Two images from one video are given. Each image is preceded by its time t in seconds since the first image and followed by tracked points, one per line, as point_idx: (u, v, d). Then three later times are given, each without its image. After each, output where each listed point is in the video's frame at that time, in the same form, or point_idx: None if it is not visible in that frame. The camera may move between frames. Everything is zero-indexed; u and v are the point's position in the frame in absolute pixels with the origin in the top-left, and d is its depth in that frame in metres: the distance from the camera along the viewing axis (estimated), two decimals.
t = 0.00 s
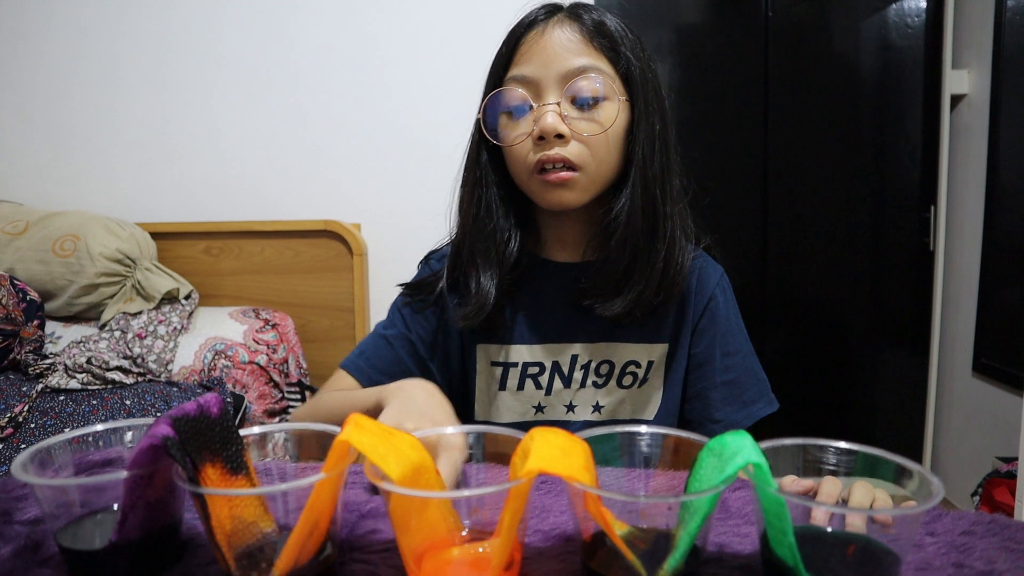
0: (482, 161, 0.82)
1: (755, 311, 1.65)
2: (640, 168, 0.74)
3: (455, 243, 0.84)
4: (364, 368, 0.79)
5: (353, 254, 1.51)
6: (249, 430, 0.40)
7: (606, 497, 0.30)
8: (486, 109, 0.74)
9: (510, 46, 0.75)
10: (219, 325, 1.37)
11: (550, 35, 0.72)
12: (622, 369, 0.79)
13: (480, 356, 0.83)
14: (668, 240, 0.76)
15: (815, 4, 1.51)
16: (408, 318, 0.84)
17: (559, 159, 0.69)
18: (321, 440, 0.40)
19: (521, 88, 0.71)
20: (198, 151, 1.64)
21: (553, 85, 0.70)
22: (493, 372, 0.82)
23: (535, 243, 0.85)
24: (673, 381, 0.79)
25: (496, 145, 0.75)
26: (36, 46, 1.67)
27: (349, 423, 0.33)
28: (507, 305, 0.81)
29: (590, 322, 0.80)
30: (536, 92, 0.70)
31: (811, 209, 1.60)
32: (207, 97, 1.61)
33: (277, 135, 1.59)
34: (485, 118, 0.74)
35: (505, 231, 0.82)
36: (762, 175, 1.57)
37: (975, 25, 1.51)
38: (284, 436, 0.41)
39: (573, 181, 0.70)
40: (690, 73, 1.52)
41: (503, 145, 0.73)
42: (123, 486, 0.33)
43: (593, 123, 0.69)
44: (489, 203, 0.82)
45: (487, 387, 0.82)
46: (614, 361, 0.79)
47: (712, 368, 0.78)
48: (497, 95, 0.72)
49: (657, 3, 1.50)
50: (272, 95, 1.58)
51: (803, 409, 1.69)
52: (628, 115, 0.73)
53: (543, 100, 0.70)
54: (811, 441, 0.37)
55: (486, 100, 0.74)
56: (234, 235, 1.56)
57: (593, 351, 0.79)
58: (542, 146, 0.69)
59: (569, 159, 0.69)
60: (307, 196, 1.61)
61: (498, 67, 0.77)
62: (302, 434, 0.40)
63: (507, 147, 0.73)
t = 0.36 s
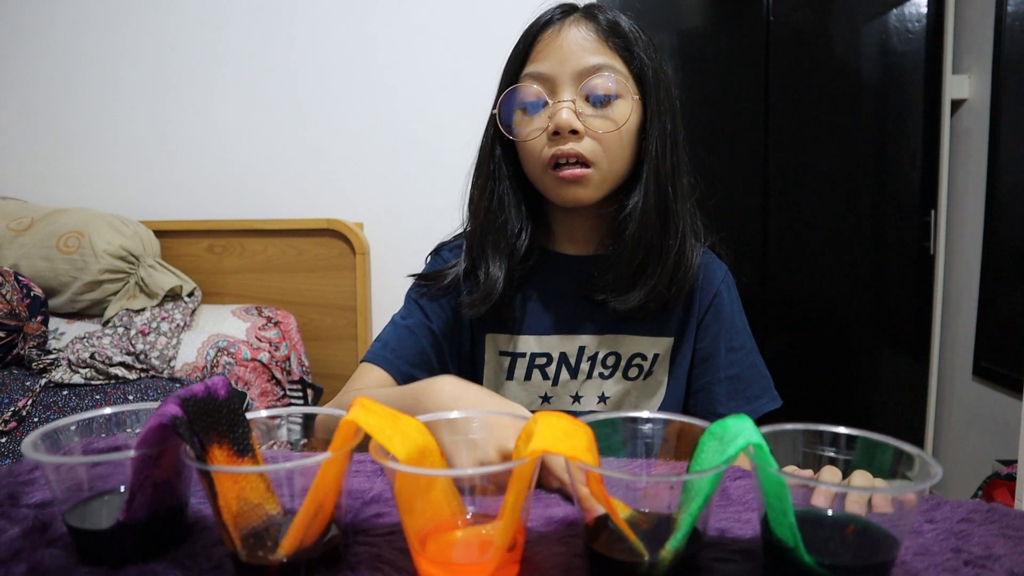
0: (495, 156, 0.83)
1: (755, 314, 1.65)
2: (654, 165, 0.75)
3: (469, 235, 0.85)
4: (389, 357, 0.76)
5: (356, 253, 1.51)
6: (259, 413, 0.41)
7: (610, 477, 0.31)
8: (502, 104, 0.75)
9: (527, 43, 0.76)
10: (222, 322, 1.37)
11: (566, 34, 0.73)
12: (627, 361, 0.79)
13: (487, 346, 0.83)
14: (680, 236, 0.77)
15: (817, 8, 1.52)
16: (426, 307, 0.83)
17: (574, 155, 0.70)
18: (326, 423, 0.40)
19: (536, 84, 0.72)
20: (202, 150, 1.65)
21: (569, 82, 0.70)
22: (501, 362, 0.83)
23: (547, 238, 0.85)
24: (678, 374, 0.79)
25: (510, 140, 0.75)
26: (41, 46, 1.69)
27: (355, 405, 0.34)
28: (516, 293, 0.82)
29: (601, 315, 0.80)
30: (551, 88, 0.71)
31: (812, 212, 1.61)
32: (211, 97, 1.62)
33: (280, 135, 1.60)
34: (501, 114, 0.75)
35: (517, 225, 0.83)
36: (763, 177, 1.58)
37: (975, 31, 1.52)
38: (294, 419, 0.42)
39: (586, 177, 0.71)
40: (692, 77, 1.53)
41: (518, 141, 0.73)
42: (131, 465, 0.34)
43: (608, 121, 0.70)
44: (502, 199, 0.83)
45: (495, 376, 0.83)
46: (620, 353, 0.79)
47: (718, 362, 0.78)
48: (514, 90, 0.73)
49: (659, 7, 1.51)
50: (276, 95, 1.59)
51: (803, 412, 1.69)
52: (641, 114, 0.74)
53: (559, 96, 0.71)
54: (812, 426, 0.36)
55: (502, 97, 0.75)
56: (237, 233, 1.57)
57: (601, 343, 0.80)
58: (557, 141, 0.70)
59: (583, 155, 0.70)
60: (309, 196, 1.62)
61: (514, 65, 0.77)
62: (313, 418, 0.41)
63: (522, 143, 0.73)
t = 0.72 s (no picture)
0: (495, 164, 0.85)
1: (756, 323, 1.65)
2: (654, 170, 0.76)
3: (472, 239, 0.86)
4: (392, 355, 0.76)
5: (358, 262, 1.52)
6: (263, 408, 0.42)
7: (613, 466, 0.31)
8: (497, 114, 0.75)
9: (524, 51, 0.77)
10: (224, 330, 1.38)
11: (561, 40, 0.73)
12: (629, 363, 0.79)
13: (489, 345, 0.84)
14: (681, 240, 0.78)
15: (816, 20, 1.54)
16: (429, 306, 0.84)
17: (570, 162, 0.71)
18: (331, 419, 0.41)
19: (532, 92, 0.72)
20: (206, 160, 1.66)
21: (563, 90, 0.71)
22: (502, 361, 0.83)
23: (549, 240, 0.86)
24: (681, 377, 0.79)
25: (506, 148, 0.76)
26: (48, 57, 1.71)
27: (361, 398, 0.34)
28: (516, 298, 0.83)
29: (603, 318, 0.81)
30: (547, 96, 0.72)
31: (812, 222, 1.61)
32: (216, 107, 1.64)
33: (284, 145, 1.62)
34: (497, 122, 0.75)
35: (518, 231, 0.84)
36: (763, 187, 1.59)
37: (972, 44, 1.54)
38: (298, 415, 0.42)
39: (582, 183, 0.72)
40: (692, 89, 1.55)
41: (515, 148, 0.74)
42: (135, 456, 0.34)
43: (603, 128, 0.71)
44: (502, 208, 0.84)
45: (496, 376, 0.84)
46: (621, 355, 0.80)
47: (721, 367, 0.78)
48: (510, 98, 0.73)
49: (659, 20, 1.53)
50: (280, 105, 1.61)
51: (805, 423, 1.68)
52: (637, 118, 0.75)
53: (554, 104, 0.71)
54: (815, 422, 0.37)
55: (498, 105, 0.75)
56: (240, 242, 1.58)
57: (604, 345, 0.80)
58: (552, 149, 0.71)
59: (579, 162, 0.71)
60: (312, 205, 1.63)
61: (512, 73, 0.79)
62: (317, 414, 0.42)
63: (519, 151, 0.74)
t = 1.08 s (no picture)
0: (486, 166, 0.86)
1: (753, 332, 1.66)
2: (639, 162, 0.76)
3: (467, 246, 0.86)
4: (388, 365, 0.77)
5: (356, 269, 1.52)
6: (264, 406, 0.42)
7: (614, 460, 0.31)
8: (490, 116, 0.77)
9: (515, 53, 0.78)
10: (222, 337, 1.37)
11: (551, 41, 0.75)
12: (625, 372, 0.80)
13: (483, 352, 0.84)
14: (666, 237, 0.78)
15: (812, 31, 1.56)
16: (425, 315, 0.84)
17: (561, 160, 0.72)
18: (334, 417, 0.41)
19: (524, 92, 0.74)
20: (205, 167, 1.67)
21: (554, 88, 0.72)
22: (497, 369, 0.84)
23: (543, 245, 0.87)
24: (677, 384, 0.80)
25: (499, 149, 0.77)
26: (48, 65, 1.72)
27: (361, 394, 0.34)
28: (510, 307, 0.83)
29: (590, 320, 0.81)
30: (538, 96, 0.73)
31: (810, 231, 1.62)
32: (214, 116, 1.64)
33: (283, 154, 1.63)
34: (489, 125, 0.77)
35: (507, 234, 0.84)
36: (760, 196, 1.60)
37: (966, 55, 1.56)
38: (299, 412, 0.43)
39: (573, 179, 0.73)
40: (688, 99, 1.57)
41: (508, 149, 0.75)
42: (136, 453, 0.34)
43: (594, 124, 0.71)
44: (491, 209, 0.85)
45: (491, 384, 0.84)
46: (616, 363, 0.80)
47: (717, 374, 0.79)
48: (502, 99, 0.75)
49: (658, 31, 1.54)
50: (279, 114, 1.62)
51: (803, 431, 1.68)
52: (629, 115, 0.76)
53: (546, 103, 0.72)
54: (815, 417, 0.37)
55: (490, 107, 0.77)
56: (238, 249, 1.58)
57: (596, 352, 0.80)
58: (544, 148, 0.72)
59: (570, 159, 0.72)
60: (312, 213, 1.63)
61: (504, 74, 0.80)
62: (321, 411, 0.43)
63: (512, 151, 0.75)
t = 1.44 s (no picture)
0: (481, 186, 0.84)
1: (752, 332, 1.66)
2: (642, 173, 0.77)
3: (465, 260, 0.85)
4: (384, 369, 0.78)
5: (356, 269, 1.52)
6: (264, 405, 0.42)
7: (613, 456, 0.31)
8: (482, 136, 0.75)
9: (500, 68, 0.76)
10: (221, 338, 1.37)
11: (539, 55, 0.73)
12: (624, 372, 0.80)
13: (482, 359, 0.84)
14: (669, 242, 0.79)
15: (811, 32, 1.56)
16: (423, 319, 0.84)
17: (563, 179, 0.72)
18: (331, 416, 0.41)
19: (516, 110, 0.72)
20: (204, 168, 1.67)
21: (548, 106, 0.71)
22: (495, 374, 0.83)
23: (540, 252, 0.87)
24: (676, 384, 0.80)
25: (493, 167, 0.76)
26: (47, 65, 1.71)
27: (354, 394, 0.34)
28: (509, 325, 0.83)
29: (598, 330, 0.81)
30: (532, 115, 0.72)
31: (809, 231, 1.62)
32: (213, 117, 1.64)
33: (282, 155, 1.63)
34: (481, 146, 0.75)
35: (505, 247, 0.83)
36: (759, 197, 1.60)
37: (966, 56, 1.56)
38: (298, 412, 0.43)
39: (575, 196, 0.74)
40: (687, 100, 1.57)
41: (503, 169, 0.74)
42: (136, 451, 0.34)
43: (592, 141, 0.72)
44: (489, 228, 0.84)
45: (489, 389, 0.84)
46: (615, 364, 0.80)
47: (715, 371, 0.79)
48: (491, 120, 0.73)
49: (656, 33, 1.54)
50: (278, 115, 1.62)
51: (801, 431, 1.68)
52: (623, 123, 0.76)
53: (541, 123, 0.71)
54: (815, 415, 0.37)
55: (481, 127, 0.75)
56: (237, 250, 1.58)
57: (597, 355, 0.80)
58: (544, 168, 0.71)
59: (571, 177, 0.72)
60: (312, 214, 1.63)
61: (488, 89, 0.78)
62: (319, 411, 0.43)
63: (508, 171, 0.74)
